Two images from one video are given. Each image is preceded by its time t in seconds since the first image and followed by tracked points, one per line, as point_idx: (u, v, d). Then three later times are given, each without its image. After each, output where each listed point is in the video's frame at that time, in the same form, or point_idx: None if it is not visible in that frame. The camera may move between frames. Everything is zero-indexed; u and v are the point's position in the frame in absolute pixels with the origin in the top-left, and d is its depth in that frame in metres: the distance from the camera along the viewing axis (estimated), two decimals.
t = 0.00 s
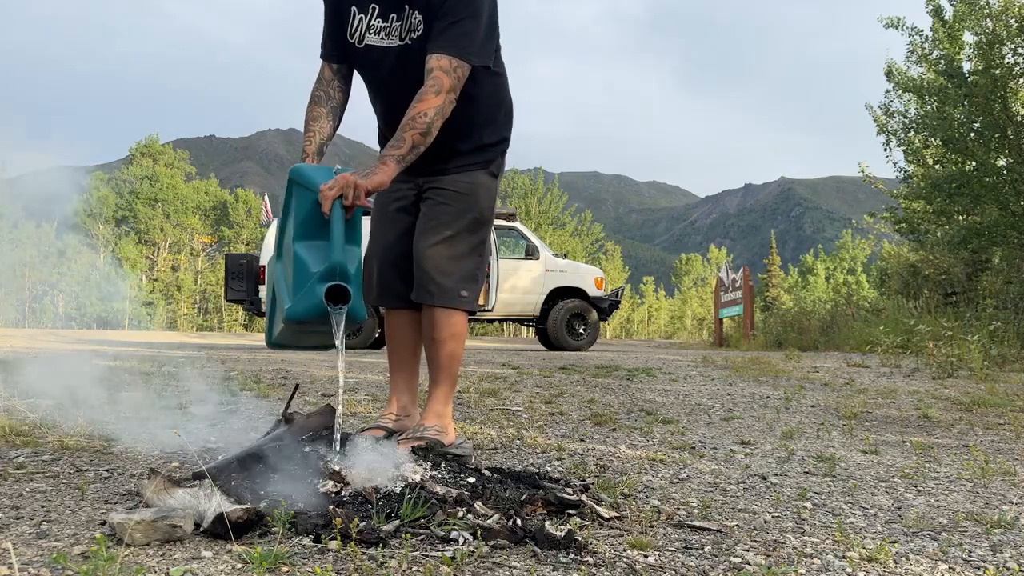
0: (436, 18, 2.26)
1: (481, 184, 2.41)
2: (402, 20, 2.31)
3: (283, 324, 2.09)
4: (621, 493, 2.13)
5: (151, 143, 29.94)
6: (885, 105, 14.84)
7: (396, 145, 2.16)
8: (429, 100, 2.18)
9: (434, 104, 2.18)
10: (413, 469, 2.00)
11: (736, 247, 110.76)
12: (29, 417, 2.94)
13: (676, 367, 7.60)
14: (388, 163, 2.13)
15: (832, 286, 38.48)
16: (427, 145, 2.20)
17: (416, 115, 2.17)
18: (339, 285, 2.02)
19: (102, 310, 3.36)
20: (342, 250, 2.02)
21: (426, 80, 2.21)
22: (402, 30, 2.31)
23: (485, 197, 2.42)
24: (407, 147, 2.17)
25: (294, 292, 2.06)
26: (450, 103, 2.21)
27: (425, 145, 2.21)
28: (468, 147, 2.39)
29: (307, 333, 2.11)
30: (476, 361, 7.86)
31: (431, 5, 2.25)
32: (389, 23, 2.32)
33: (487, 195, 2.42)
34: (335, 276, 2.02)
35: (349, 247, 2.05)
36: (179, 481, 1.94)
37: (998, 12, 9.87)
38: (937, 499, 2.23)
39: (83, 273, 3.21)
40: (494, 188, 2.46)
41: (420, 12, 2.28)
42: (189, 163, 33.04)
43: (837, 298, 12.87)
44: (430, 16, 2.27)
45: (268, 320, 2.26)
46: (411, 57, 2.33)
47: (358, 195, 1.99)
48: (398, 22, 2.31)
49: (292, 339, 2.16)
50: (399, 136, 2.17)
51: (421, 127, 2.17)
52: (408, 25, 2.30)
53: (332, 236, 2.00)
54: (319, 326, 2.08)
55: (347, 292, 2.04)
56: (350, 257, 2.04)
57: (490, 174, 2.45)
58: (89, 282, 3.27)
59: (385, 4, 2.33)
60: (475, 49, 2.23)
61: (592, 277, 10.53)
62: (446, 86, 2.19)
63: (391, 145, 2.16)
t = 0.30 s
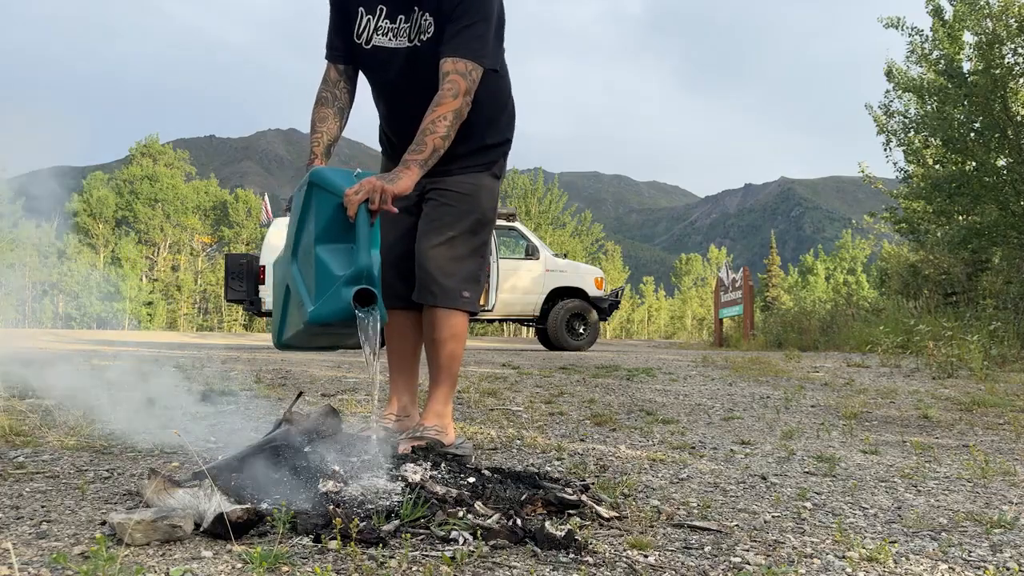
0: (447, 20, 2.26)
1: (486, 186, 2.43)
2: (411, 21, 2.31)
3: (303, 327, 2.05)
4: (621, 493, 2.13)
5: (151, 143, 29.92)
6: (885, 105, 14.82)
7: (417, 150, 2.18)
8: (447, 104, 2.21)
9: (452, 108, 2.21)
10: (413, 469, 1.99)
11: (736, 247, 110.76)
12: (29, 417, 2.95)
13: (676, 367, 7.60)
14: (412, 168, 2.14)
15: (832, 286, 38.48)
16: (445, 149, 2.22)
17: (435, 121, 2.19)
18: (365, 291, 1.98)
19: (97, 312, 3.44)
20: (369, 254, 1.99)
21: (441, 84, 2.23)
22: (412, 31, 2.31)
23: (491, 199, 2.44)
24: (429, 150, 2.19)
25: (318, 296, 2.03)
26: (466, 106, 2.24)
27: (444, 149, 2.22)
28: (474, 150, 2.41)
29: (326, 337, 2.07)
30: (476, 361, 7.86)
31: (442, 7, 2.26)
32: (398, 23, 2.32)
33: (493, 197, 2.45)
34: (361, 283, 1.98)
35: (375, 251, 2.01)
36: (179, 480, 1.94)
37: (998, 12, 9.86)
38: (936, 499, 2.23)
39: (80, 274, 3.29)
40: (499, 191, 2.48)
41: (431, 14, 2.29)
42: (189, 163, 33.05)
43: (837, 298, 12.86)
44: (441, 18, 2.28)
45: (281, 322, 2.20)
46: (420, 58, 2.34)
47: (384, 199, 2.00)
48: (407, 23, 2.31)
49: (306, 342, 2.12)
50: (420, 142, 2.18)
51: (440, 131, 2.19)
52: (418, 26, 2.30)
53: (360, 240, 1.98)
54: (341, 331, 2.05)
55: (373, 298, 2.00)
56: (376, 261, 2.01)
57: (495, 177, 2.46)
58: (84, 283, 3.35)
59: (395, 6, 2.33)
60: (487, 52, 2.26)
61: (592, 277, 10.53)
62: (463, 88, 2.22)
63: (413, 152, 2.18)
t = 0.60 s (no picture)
0: (459, 20, 2.26)
1: (502, 188, 2.42)
2: (423, 22, 2.32)
3: (325, 326, 2.04)
4: (621, 493, 2.13)
5: (151, 143, 29.91)
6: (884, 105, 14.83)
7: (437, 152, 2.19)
8: (464, 103, 2.21)
9: (471, 107, 2.21)
10: (414, 470, 1.99)
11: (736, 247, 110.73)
12: (30, 418, 2.95)
13: (676, 367, 7.59)
14: (434, 168, 2.15)
15: (832, 286, 38.46)
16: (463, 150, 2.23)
17: (453, 122, 2.20)
18: (386, 291, 1.94)
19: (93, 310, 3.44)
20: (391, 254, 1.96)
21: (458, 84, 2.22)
22: (424, 33, 2.32)
23: (508, 201, 2.43)
24: (449, 152, 2.20)
25: (341, 295, 2.01)
26: (484, 104, 2.24)
27: (464, 149, 2.23)
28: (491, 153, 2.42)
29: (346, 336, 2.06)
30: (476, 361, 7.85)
31: (454, 8, 2.26)
32: (410, 25, 2.34)
33: (509, 199, 2.44)
34: (383, 282, 1.95)
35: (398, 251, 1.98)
36: (180, 480, 1.94)
37: (998, 12, 9.85)
38: (937, 498, 2.23)
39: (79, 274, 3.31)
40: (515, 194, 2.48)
41: (444, 15, 2.30)
42: (189, 163, 33.06)
43: (837, 298, 12.86)
44: (453, 17, 2.28)
45: (303, 321, 2.21)
46: (433, 59, 2.34)
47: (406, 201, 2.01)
48: (419, 24, 2.33)
49: (325, 341, 2.11)
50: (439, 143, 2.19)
51: (459, 131, 2.20)
52: (430, 27, 2.31)
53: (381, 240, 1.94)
54: (361, 330, 2.04)
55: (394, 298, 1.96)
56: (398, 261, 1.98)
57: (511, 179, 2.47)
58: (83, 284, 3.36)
59: (407, 9, 2.35)
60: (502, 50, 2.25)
61: (592, 277, 10.52)
62: (480, 87, 2.21)
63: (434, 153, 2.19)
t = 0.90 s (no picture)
0: (480, 19, 2.25)
1: (527, 192, 2.41)
2: (446, 26, 2.33)
3: (353, 328, 2.09)
4: (620, 493, 2.13)
5: (151, 143, 29.90)
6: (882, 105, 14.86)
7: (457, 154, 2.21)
8: (484, 103, 2.21)
9: (491, 106, 2.20)
10: (415, 470, 1.99)
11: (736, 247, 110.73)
12: (31, 417, 2.96)
13: (676, 367, 7.60)
14: (455, 172, 2.19)
15: (832, 286, 38.46)
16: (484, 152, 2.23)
17: (473, 123, 2.21)
18: (410, 293, 1.98)
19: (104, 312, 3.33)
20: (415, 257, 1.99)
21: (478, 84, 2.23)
22: (449, 37, 2.34)
23: (531, 204, 2.41)
24: (470, 153, 2.22)
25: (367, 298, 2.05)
26: (506, 103, 2.23)
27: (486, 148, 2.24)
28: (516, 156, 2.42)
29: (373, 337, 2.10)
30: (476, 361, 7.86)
31: (474, 8, 2.26)
32: (435, 30, 2.36)
33: (534, 203, 2.42)
34: (408, 285, 1.99)
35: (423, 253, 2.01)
36: (180, 480, 1.94)
37: (998, 12, 9.85)
38: (937, 498, 2.23)
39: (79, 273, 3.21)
40: (542, 198, 2.45)
41: (465, 16, 2.30)
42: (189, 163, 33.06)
43: (837, 298, 12.87)
44: (474, 18, 2.28)
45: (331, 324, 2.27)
46: (457, 60, 2.35)
47: (429, 203, 2.05)
48: (443, 28, 2.34)
49: (353, 343, 2.16)
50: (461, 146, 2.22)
51: (479, 132, 2.21)
52: (452, 30, 2.32)
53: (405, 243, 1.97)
54: (388, 332, 2.08)
55: (419, 300, 1.99)
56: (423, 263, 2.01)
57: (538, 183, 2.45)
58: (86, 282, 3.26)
59: (432, 14, 2.37)
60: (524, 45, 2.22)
61: (592, 277, 10.53)
62: (500, 86, 2.20)
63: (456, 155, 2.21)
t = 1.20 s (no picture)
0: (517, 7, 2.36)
1: (587, 162, 2.46)
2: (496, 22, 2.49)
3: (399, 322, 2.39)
4: (621, 493, 2.14)
5: (151, 143, 29.87)
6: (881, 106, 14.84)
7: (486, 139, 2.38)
8: (509, 88, 2.33)
9: (514, 91, 2.33)
10: (415, 471, 1.99)
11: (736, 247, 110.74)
12: (28, 419, 2.95)
13: (675, 367, 7.60)
14: (483, 163, 2.35)
15: (832, 285, 38.45)
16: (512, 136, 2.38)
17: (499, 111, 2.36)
18: (441, 285, 2.30)
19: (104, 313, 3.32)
20: (445, 251, 2.29)
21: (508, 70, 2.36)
22: (498, 34, 2.49)
23: (590, 173, 2.45)
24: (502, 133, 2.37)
25: (404, 290, 2.35)
26: (531, 87, 2.32)
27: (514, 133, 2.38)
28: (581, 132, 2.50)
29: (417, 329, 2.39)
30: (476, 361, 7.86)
31: None
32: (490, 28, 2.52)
33: (594, 172, 2.46)
34: (439, 277, 2.30)
35: (453, 247, 2.30)
36: (180, 480, 1.94)
37: (998, 12, 9.84)
38: (937, 499, 2.23)
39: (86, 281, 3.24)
40: (604, 170, 2.48)
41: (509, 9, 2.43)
42: (189, 163, 33.04)
43: (837, 298, 12.86)
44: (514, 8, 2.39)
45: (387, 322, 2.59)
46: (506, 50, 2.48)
47: (457, 198, 2.26)
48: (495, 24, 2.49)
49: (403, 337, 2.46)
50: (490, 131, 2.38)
51: (502, 118, 2.35)
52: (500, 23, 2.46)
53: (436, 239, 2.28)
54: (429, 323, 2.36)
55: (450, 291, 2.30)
56: (453, 256, 2.30)
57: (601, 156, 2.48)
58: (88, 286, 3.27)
59: (488, 13, 2.54)
60: (556, 27, 2.28)
61: (591, 277, 10.52)
62: (521, 71, 2.31)
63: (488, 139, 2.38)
